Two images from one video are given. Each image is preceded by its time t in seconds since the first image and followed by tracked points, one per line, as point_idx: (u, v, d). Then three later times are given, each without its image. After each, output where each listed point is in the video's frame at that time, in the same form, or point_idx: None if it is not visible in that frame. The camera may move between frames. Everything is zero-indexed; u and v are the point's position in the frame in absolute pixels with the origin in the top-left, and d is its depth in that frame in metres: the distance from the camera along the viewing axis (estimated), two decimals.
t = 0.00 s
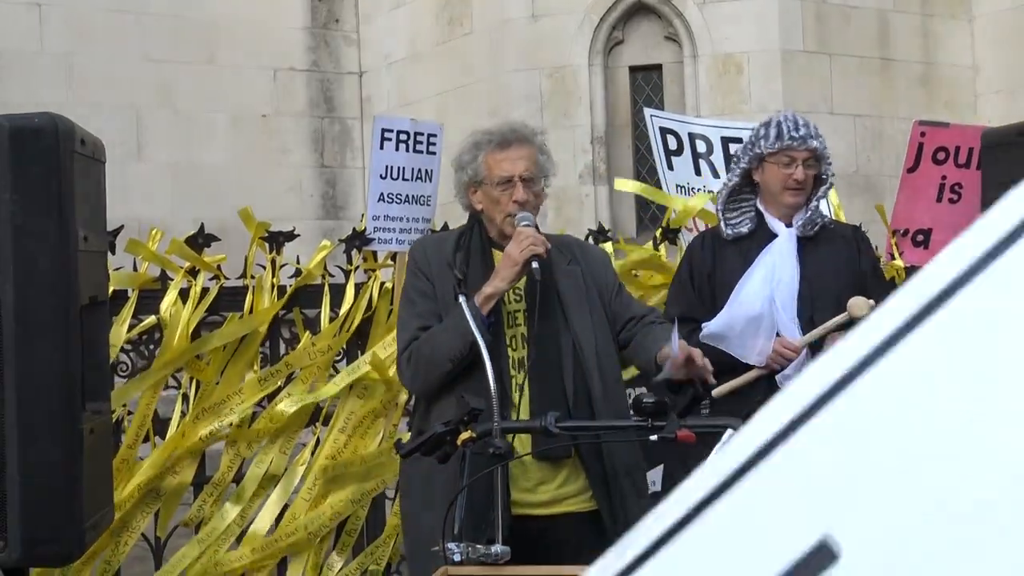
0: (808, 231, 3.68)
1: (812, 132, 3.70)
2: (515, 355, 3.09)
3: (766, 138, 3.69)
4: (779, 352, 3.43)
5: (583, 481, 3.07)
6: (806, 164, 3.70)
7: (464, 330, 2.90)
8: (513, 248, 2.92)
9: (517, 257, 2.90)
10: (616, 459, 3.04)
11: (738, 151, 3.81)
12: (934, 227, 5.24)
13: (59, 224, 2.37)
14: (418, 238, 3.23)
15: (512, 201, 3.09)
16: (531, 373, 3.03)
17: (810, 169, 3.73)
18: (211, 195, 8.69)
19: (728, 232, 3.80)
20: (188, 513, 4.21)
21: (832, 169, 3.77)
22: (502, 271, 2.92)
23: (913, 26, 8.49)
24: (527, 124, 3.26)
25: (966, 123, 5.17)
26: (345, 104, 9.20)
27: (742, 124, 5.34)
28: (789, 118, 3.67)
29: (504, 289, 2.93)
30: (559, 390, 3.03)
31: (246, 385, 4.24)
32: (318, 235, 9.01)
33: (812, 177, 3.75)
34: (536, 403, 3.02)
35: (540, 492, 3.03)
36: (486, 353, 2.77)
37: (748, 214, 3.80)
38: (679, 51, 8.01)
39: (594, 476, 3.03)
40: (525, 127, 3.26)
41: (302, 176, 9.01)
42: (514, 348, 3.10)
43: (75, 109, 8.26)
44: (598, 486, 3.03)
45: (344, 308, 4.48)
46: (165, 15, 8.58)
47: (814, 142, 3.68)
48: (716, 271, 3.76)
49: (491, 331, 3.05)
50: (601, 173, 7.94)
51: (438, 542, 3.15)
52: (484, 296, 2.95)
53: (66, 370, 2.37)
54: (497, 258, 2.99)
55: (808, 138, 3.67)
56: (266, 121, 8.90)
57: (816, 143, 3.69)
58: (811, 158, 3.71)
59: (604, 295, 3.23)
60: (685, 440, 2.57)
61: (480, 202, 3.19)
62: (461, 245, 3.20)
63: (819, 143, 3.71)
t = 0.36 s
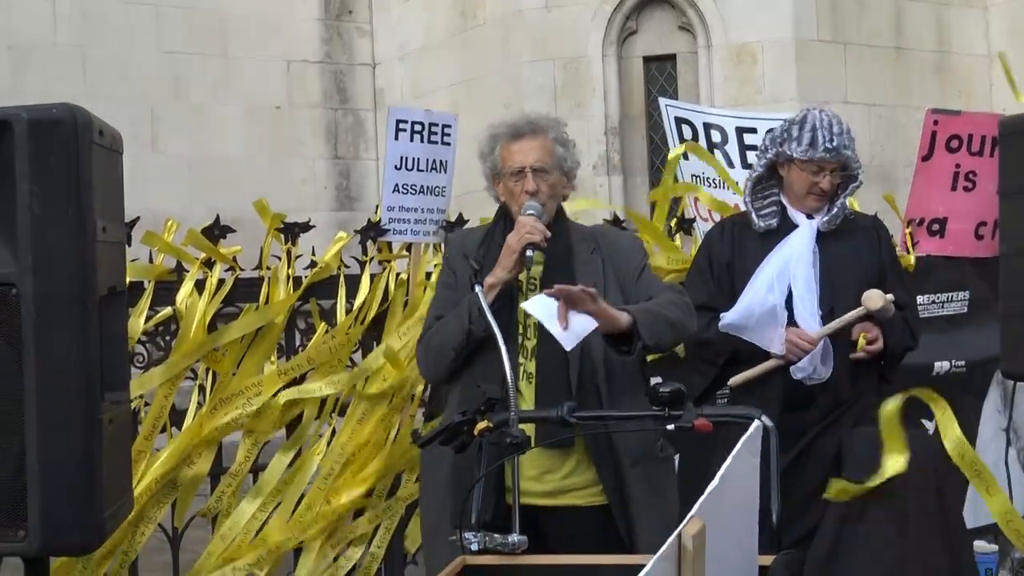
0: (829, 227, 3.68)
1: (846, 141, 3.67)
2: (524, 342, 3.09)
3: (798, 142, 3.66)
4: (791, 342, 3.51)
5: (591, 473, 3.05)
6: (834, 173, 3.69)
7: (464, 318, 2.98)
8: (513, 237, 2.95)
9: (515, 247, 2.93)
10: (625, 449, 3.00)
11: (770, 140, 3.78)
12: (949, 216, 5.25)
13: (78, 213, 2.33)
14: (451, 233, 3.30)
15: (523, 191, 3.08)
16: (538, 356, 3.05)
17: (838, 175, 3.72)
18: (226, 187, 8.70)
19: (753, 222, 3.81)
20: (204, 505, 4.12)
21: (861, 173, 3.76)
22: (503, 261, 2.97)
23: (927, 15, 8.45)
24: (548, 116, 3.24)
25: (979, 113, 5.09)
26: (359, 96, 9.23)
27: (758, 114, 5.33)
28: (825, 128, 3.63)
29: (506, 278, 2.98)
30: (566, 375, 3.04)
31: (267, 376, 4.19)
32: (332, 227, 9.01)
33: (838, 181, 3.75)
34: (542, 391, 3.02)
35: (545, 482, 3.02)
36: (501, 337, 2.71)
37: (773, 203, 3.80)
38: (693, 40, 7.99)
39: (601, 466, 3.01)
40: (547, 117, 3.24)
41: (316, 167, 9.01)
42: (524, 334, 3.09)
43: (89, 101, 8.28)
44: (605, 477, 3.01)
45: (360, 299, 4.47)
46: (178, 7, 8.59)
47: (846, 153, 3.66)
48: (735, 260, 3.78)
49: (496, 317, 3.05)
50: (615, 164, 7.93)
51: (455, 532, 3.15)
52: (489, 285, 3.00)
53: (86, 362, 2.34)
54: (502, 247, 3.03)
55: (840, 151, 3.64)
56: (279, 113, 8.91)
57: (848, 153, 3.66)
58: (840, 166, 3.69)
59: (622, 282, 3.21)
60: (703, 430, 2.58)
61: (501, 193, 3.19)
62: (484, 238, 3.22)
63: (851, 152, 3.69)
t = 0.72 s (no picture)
0: (851, 217, 3.69)
1: (871, 135, 3.66)
2: (563, 328, 3.12)
3: (824, 135, 3.63)
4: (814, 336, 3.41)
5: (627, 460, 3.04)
6: (858, 167, 3.68)
7: (492, 308, 3.03)
8: (540, 225, 2.96)
9: (541, 234, 2.95)
10: (659, 438, 2.98)
11: (793, 131, 3.76)
12: (968, 206, 5.23)
13: (102, 202, 2.33)
14: (502, 224, 3.32)
15: (557, 176, 3.08)
16: (575, 346, 3.09)
17: (861, 169, 3.71)
18: (242, 176, 8.72)
19: (775, 211, 3.79)
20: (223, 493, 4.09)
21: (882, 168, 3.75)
22: (532, 248, 2.99)
23: (946, 4, 8.41)
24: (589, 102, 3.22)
25: (998, 102, 5.04)
26: (375, 85, 9.22)
27: (776, 104, 5.30)
28: (852, 122, 3.61)
29: (536, 264, 3.00)
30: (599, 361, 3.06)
31: (285, 365, 4.12)
32: (349, 216, 9.02)
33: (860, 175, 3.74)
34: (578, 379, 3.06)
35: (578, 470, 3.02)
36: (521, 329, 2.75)
37: (795, 192, 3.78)
38: (710, 30, 7.94)
39: (634, 453, 3.00)
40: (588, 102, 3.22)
41: (333, 157, 9.02)
42: (563, 322, 3.12)
43: (106, 90, 8.31)
44: (638, 465, 3.00)
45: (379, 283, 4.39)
46: None
47: (871, 147, 3.65)
48: (756, 247, 3.78)
49: (527, 306, 3.11)
50: (631, 154, 7.92)
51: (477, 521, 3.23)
52: (518, 273, 3.04)
53: (109, 348, 2.34)
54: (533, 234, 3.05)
55: (866, 145, 3.63)
56: (296, 101, 8.92)
57: (873, 148, 3.65)
58: (864, 161, 3.69)
59: (673, 266, 3.16)
60: (721, 420, 2.57)
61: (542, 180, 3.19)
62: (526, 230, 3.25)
63: (875, 148, 3.68)
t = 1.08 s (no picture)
0: (864, 212, 3.69)
1: (880, 127, 3.64)
2: (600, 325, 3.13)
3: (833, 128, 3.62)
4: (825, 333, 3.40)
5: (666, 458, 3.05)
6: (867, 159, 3.67)
7: (530, 302, 3.10)
8: (574, 223, 2.97)
9: (575, 232, 2.96)
10: (699, 439, 2.98)
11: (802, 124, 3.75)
12: (979, 200, 5.18)
13: (113, 196, 2.34)
14: (532, 219, 3.35)
15: (589, 173, 3.09)
16: (611, 343, 3.09)
17: (872, 162, 3.69)
18: (250, 170, 8.73)
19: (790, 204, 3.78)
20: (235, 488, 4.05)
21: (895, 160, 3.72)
22: (565, 247, 3.01)
23: None
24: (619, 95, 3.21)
25: (1009, 95, 5.03)
26: (385, 79, 9.23)
27: (786, 97, 5.28)
28: (861, 115, 3.58)
29: (570, 262, 3.02)
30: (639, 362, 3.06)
31: (296, 361, 4.13)
32: (358, 210, 9.03)
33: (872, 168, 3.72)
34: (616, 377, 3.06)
35: (616, 468, 3.05)
36: (532, 325, 2.74)
37: (804, 185, 3.78)
38: (720, 24, 7.93)
39: (673, 454, 3.00)
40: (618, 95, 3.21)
41: (342, 151, 9.03)
42: (599, 319, 3.14)
43: (116, 84, 8.31)
44: (677, 465, 3.00)
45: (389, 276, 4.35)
46: None
47: (880, 139, 3.63)
48: (767, 239, 3.78)
49: (565, 306, 3.13)
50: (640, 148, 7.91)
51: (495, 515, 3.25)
52: (551, 271, 3.06)
53: (119, 342, 2.35)
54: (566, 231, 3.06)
55: (875, 138, 3.61)
56: (305, 95, 8.92)
57: (882, 140, 3.64)
58: (874, 153, 3.67)
59: (706, 265, 3.17)
60: (730, 415, 2.57)
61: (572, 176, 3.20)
62: (559, 228, 3.26)
63: (885, 140, 3.66)
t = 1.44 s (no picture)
0: (864, 210, 3.69)
1: (882, 122, 3.64)
2: (610, 323, 3.14)
3: (834, 123, 3.63)
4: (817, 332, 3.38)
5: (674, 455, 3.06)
6: (869, 154, 3.68)
7: (540, 299, 3.11)
8: (585, 219, 2.98)
9: (585, 230, 2.98)
10: (709, 437, 2.99)
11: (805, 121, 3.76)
12: (979, 199, 5.20)
13: (116, 187, 2.34)
14: (544, 215, 3.35)
15: (601, 171, 3.09)
16: (621, 341, 3.10)
17: (873, 157, 3.70)
18: (251, 163, 8.74)
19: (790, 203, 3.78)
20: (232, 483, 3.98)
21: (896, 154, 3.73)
22: (576, 244, 3.02)
23: None
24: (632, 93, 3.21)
25: (1011, 95, 5.03)
26: (387, 73, 9.23)
27: (787, 95, 5.29)
28: (862, 109, 3.59)
29: (580, 259, 3.03)
30: (648, 360, 3.07)
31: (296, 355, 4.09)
32: (359, 204, 9.04)
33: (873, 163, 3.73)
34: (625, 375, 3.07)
35: (625, 463, 3.05)
36: (534, 323, 2.76)
37: (807, 182, 3.79)
38: (722, 20, 7.94)
39: (682, 451, 3.02)
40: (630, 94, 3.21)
41: (343, 145, 9.03)
42: (610, 317, 3.14)
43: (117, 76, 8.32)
44: (686, 461, 3.01)
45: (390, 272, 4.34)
46: None
47: (882, 134, 3.64)
48: (770, 236, 3.78)
49: (578, 303, 3.13)
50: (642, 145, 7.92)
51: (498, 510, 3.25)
52: (563, 267, 3.06)
53: (122, 334, 2.35)
54: (578, 228, 3.07)
55: (877, 132, 3.62)
56: (306, 89, 8.92)
57: (884, 134, 3.64)
58: (876, 147, 3.68)
59: (715, 264, 3.18)
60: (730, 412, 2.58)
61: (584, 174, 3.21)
62: (571, 225, 3.26)
63: (886, 134, 3.67)
